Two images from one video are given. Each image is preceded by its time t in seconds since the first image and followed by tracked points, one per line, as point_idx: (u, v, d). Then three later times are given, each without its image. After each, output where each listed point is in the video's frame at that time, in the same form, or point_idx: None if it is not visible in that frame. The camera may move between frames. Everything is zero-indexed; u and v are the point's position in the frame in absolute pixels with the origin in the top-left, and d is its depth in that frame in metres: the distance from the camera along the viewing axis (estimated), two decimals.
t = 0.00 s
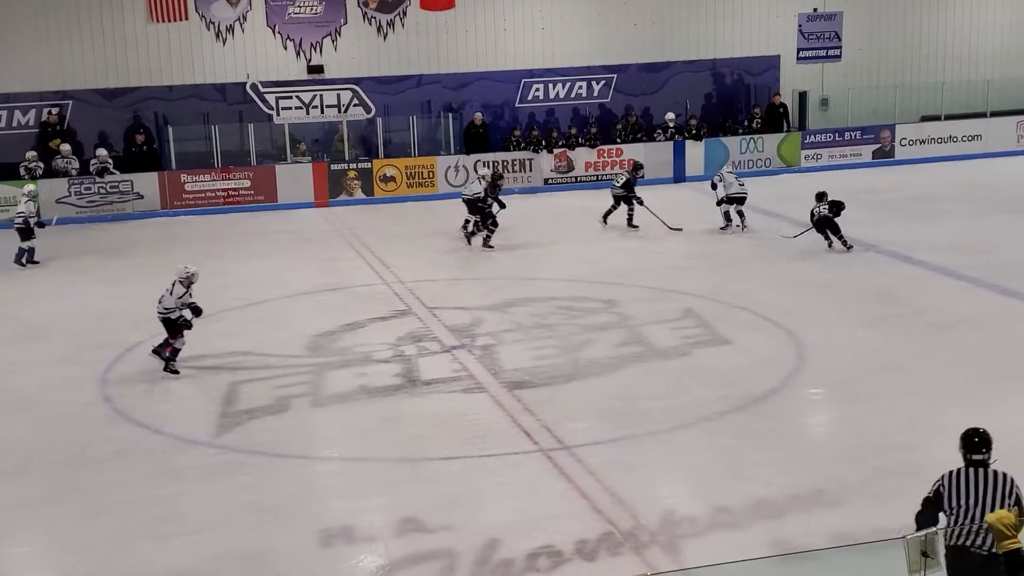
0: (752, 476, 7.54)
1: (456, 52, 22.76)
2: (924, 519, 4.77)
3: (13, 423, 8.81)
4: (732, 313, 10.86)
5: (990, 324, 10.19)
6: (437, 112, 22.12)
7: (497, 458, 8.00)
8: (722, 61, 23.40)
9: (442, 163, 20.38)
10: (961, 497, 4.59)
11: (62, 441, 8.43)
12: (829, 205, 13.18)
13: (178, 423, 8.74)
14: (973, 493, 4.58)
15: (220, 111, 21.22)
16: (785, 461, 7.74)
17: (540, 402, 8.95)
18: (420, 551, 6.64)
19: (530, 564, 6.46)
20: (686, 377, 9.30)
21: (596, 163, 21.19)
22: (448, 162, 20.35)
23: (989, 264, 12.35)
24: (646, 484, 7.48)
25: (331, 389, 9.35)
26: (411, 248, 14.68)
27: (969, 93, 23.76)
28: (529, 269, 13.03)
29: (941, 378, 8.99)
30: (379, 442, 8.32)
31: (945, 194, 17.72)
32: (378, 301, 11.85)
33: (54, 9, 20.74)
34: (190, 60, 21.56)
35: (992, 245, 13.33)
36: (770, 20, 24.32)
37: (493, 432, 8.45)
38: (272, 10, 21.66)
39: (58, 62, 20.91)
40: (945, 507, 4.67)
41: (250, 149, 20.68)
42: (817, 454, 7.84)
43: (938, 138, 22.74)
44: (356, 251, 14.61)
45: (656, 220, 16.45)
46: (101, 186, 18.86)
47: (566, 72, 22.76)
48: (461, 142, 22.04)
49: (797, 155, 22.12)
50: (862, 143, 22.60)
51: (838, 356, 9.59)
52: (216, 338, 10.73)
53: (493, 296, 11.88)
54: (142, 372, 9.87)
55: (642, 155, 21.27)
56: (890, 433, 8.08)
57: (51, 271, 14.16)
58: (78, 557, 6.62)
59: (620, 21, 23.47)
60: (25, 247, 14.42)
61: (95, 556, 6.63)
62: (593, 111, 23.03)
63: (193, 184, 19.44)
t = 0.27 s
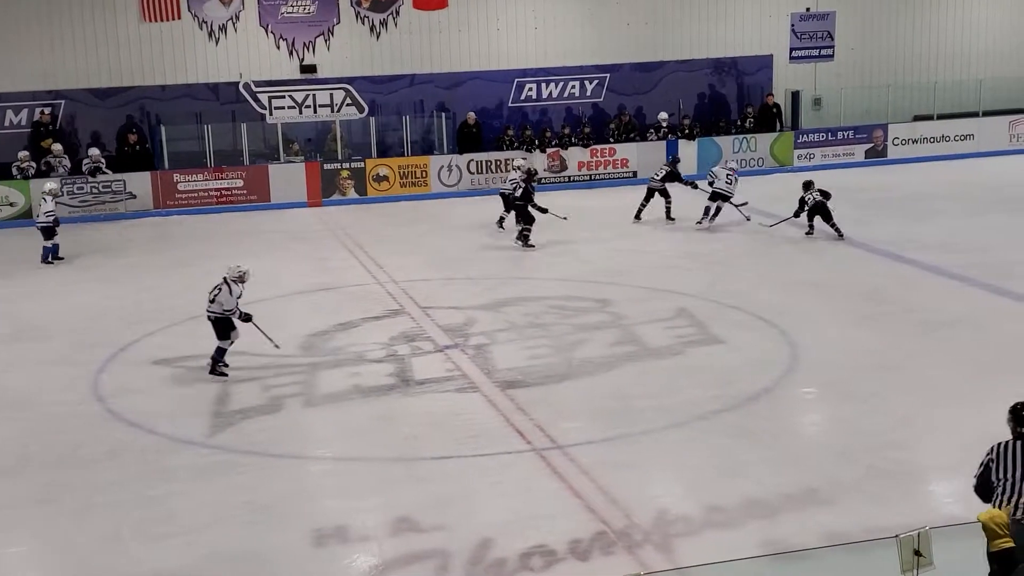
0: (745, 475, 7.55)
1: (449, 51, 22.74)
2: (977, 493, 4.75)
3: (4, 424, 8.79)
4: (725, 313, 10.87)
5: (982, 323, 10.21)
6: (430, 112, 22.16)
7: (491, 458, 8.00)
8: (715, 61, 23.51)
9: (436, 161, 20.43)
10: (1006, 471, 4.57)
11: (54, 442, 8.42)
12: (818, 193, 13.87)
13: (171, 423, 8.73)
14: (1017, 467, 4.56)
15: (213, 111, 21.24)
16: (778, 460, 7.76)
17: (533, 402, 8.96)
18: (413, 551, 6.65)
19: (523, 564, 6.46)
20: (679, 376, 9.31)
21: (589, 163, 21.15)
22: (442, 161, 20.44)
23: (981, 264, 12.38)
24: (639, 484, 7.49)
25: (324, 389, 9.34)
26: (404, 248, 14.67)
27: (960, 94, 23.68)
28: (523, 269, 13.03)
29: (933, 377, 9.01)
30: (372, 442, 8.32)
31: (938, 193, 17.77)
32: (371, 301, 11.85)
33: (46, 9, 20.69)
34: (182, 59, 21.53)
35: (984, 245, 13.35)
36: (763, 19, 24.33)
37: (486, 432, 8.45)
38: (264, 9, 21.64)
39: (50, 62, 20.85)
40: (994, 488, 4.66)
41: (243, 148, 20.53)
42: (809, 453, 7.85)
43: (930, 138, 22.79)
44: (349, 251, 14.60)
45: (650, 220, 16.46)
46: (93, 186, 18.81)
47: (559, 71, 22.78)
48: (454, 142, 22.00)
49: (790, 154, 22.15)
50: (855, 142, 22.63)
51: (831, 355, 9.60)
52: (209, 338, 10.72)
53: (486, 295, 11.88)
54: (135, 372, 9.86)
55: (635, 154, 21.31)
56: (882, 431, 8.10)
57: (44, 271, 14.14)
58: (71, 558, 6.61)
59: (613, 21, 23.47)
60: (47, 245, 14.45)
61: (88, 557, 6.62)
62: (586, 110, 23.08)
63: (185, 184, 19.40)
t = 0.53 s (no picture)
0: (740, 474, 7.56)
1: (444, 51, 22.73)
2: None
3: None
4: (720, 312, 10.88)
5: (977, 322, 10.23)
6: (425, 111, 22.22)
7: (486, 458, 8.01)
8: (710, 61, 23.51)
9: (431, 161, 20.44)
10: None
11: (49, 442, 8.41)
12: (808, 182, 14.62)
13: (166, 423, 8.72)
14: None
15: (208, 111, 21.32)
16: (774, 459, 7.77)
17: (529, 401, 8.96)
18: (408, 551, 6.65)
19: (519, 564, 6.46)
20: (675, 375, 9.32)
21: (584, 161, 21.06)
22: (437, 161, 20.44)
23: (976, 263, 12.40)
24: (635, 483, 7.50)
25: (319, 389, 9.34)
26: (399, 247, 14.67)
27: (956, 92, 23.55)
28: (519, 268, 13.03)
29: (928, 376, 9.03)
30: (368, 442, 8.33)
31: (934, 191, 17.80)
32: (367, 300, 11.84)
33: (40, 9, 20.62)
34: (176, 59, 21.47)
35: (980, 244, 13.37)
36: (758, 18, 24.33)
37: (481, 431, 8.45)
38: (259, 9, 21.60)
39: (44, 62, 20.79)
40: None
41: (238, 148, 20.39)
42: (805, 452, 7.86)
43: (925, 136, 22.84)
44: (344, 251, 14.59)
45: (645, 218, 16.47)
46: (87, 185, 18.78)
47: (553, 71, 22.83)
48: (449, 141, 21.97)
49: (785, 153, 22.18)
50: (850, 142, 22.65)
51: (827, 354, 9.61)
52: (204, 338, 10.71)
53: (482, 295, 11.88)
54: (130, 372, 9.85)
55: (630, 154, 21.32)
56: (877, 430, 8.11)
57: (38, 271, 14.11)
58: (67, 558, 6.61)
59: (608, 20, 23.45)
60: (68, 244, 14.44)
61: (83, 557, 6.62)
62: (581, 109, 23.09)
63: (180, 184, 19.38)
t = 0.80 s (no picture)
0: (736, 473, 7.56)
1: (440, 51, 22.76)
2: None
3: None
4: (715, 311, 10.89)
5: (972, 321, 10.25)
6: (421, 110, 22.00)
7: (482, 457, 8.00)
8: (705, 60, 23.35)
9: (426, 161, 20.41)
10: None
11: (44, 442, 8.40)
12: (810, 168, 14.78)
13: (161, 422, 8.71)
14: None
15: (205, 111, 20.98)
16: (769, 458, 7.77)
17: (524, 400, 8.96)
18: (404, 550, 6.64)
19: (515, 563, 6.46)
20: (670, 375, 9.32)
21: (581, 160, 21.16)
22: (432, 161, 20.43)
23: (970, 262, 12.43)
24: (630, 482, 7.50)
25: (314, 388, 9.34)
26: (394, 247, 14.67)
27: (950, 92, 23.60)
28: (513, 268, 13.03)
29: (923, 375, 9.04)
30: (363, 441, 8.32)
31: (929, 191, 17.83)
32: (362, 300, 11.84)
33: (34, 9, 20.64)
34: (169, 58, 21.51)
35: (974, 243, 13.40)
36: (753, 17, 24.37)
37: (476, 430, 8.46)
38: (255, 8, 21.60)
39: (40, 62, 20.84)
40: None
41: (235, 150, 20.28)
42: (801, 450, 7.87)
43: (920, 136, 22.88)
44: (339, 250, 14.59)
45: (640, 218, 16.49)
46: (82, 185, 18.78)
47: (547, 70, 22.64)
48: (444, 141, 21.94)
49: (781, 150, 22.10)
50: (845, 141, 22.62)
51: (823, 353, 9.62)
52: (199, 338, 10.70)
53: (477, 294, 11.87)
54: (125, 371, 9.84)
55: (626, 152, 21.20)
56: (873, 429, 8.12)
57: (33, 271, 14.08)
58: (62, 558, 6.60)
59: (603, 20, 23.47)
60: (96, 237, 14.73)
61: (78, 557, 6.61)
62: (577, 109, 22.94)
63: (175, 183, 19.37)
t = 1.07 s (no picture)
0: (730, 472, 7.57)
1: (433, 51, 22.73)
2: None
3: None
4: (709, 311, 10.89)
5: (965, 320, 10.26)
6: (415, 111, 21.87)
7: (475, 456, 8.00)
8: (698, 60, 23.37)
9: (419, 160, 20.38)
10: None
11: (37, 442, 8.39)
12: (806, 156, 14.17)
13: (154, 423, 8.70)
14: None
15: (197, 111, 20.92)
16: (763, 457, 7.78)
17: (518, 400, 8.96)
18: (397, 550, 6.64)
19: (509, 562, 6.46)
20: (663, 374, 9.33)
21: (574, 160, 21.27)
22: (426, 160, 20.38)
23: (963, 261, 12.45)
24: (624, 482, 7.50)
25: (308, 388, 9.33)
26: (387, 247, 14.67)
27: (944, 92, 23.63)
28: (506, 267, 13.04)
29: (917, 374, 9.05)
30: (356, 441, 8.32)
31: (922, 190, 17.86)
32: (355, 300, 11.83)
33: (27, 9, 20.57)
34: (163, 59, 21.45)
35: (967, 242, 13.41)
36: (747, 16, 24.38)
37: (470, 430, 8.45)
38: (248, 8, 21.57)
39: (31, 62, 20.75)
40: None
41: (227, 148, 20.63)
42: (794, 450, 7.88)
43: (912, 135, 22.95)
44: (332, 250, 14.58)
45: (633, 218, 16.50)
46: (75, 186, 18.80)
47: (540, 70, 22.65)
48: (438, 142, 21.89)
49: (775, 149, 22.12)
50: (838, 140, 22.63)
51: (816, 352, 9.63)
52: (192, 338, 10.69)
53: (470, 294, 11.86)
54: (118, 371, 9.82)
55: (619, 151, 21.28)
56: (866, 429, 8.13)
57: (26, 271, 14.06)
58: (54, 559, 6.59)
59: (597, 19, 23.47)
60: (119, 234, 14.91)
61: (71, 557, 6.60)
62: (570, 109, 22.95)
63: (168, 183, 19.30)
